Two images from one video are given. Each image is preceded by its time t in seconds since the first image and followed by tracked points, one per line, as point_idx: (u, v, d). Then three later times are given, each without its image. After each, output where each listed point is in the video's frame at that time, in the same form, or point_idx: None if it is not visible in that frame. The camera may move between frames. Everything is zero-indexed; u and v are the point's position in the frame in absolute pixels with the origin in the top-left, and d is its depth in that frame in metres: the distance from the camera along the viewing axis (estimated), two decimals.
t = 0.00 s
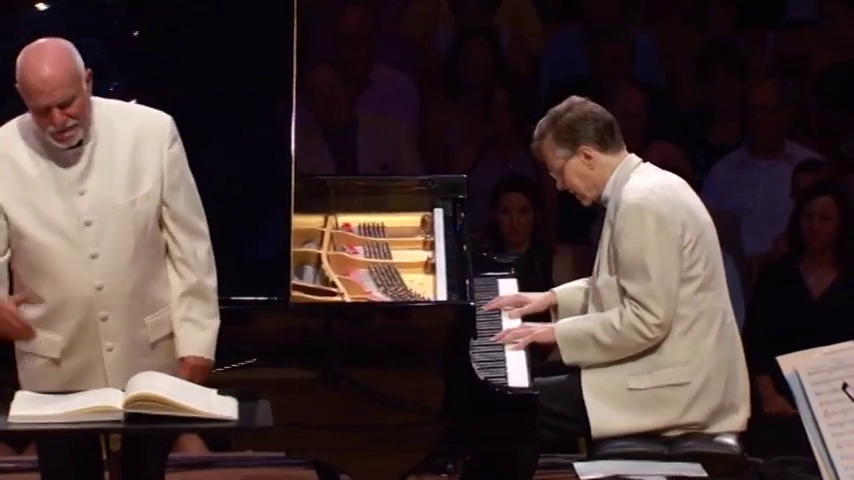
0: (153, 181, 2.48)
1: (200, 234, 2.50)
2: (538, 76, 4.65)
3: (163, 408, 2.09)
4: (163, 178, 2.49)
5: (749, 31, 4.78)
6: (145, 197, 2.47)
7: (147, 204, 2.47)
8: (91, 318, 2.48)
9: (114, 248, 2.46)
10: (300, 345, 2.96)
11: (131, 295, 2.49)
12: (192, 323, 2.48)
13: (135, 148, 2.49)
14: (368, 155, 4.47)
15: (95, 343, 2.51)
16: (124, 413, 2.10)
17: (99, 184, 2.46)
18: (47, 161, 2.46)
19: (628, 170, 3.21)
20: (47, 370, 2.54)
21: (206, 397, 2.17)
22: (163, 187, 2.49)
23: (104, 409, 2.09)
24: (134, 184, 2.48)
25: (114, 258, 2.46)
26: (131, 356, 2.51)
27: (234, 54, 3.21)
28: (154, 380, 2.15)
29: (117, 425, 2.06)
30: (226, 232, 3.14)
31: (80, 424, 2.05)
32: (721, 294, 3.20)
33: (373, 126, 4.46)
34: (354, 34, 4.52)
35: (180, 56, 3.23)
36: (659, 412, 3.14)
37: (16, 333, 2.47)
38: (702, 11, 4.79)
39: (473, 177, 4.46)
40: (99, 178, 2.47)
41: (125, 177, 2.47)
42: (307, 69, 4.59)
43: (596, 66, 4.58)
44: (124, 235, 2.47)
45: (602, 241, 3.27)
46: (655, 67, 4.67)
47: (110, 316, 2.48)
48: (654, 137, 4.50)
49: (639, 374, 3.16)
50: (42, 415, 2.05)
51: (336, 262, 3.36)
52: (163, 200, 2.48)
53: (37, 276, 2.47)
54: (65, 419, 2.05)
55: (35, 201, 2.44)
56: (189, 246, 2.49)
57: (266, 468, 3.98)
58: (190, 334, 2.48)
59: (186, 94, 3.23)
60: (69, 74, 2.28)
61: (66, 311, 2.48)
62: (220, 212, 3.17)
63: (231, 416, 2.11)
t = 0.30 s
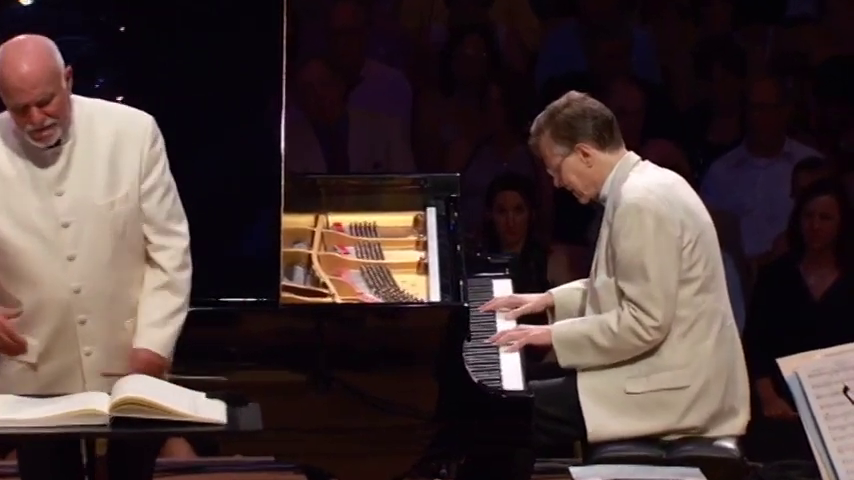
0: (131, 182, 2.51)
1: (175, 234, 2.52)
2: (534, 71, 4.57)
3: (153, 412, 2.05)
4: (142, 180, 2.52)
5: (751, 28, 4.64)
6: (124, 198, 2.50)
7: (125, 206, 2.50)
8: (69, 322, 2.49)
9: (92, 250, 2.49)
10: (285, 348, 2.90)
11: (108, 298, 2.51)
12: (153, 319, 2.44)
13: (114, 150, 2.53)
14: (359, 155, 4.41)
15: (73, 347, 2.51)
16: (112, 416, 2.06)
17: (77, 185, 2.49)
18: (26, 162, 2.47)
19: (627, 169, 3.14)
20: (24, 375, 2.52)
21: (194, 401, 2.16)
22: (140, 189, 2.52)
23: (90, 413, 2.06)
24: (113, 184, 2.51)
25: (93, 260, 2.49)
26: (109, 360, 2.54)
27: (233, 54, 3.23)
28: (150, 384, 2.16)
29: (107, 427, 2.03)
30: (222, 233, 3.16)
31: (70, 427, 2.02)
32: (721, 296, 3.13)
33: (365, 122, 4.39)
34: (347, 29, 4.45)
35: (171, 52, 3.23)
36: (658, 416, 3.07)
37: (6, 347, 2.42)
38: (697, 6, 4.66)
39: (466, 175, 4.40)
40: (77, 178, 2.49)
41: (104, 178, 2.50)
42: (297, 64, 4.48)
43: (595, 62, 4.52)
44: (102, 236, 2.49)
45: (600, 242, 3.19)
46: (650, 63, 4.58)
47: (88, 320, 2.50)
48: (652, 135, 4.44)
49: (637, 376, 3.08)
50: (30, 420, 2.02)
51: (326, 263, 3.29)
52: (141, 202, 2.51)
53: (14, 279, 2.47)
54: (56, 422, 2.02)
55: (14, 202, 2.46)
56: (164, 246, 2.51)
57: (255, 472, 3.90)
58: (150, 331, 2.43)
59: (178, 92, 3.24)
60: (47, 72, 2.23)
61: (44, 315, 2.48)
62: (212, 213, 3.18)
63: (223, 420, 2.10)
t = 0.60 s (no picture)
0: (102, 186, 2.65)
1: (139, 235, 2.60)
2: (531, 68, 4.51)
3: (142, 416, 2.03)
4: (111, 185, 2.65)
5: (752, 24, 4.57)
6: (95, 200, 2.64)
7: (96, 209, 2.64)
8: (38, 324, 2.68)
9: (61, 252, 2.64)
10: (274, 350, 2.88)
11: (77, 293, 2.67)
12: (104, 309, 2.47)
13: (86, 153, 2.65)
14: (354, 150, 4.35)
15: (42, 347, 2.70)
16: (100, 420, 2.04)
17: (49, 188, 2.63)
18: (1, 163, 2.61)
19: (626, 166, 3.08)
20: None
21: (184, 405, 2.13)
22: (109, 193, 2.65)
23: (80, 418, 2.03)
24: (84, 186, 2.64)
25: (62, 262, 2.65)
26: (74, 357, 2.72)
27: (233, 54, 3.16)
28: (134, 389, 2.10)
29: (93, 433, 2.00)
30: (210, 229, 3.11)
31: (59, 432, 2.00)
32: (721, 296, 3.06)
33: (357, 120, 4.33)
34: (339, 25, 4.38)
35: (169, 51, 3.17)
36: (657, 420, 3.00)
37: None
38: (696, 4, 4.56)
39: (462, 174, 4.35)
40: (50, 177, 2.63)
41: (75, 182, 2.63)
42: (287, 61, 4.43)
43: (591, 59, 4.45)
44: (72, 238, 2.65)
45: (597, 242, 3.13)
46: (649, 61, 4.53)
47: (56, 324, 2.68)
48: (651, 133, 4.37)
49: (635, 379, 3.02)
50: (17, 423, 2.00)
51: (320, 263, 3.23)
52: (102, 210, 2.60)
53: None
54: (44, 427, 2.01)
55: None
56: (124, 245, 2.59)
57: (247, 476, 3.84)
58: (96, 321, 2.45)
59: (176, 92, 3.17)
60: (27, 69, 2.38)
61: (13, 315, 2.67)
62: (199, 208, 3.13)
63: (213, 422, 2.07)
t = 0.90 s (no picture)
0: (81, 189, 2.59)
1: (112, 239, 2.53)
2: (529, 64, 4.44)
3: (133, 419, 1.96)
4: (90, 187, 2.59)
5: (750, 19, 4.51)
6: (72, 204, 2.59)
7: (73, 213, 2.59)
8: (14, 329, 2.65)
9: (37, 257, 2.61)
10: (265, 351, 2.80)
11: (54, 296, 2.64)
12: (66, 308, 2.42)
13: (69, 155, 2.60)
14: (347, 148, 4.31)
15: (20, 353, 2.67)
16: (87, 424, 1.96)
17: (29, 191, 2.60)
18: None
19: (626, 164, 3.01)
20: None
21: (174, 408, 2.05)
22: (89, 197, 2.59)
23: (66, 420, 1.95)
24: (64, 189, 2.60)
25: (38, 268, 2.61)
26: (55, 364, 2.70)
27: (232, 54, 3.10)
28: (121, 390, 2.04)
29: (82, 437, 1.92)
30: (208, 229, 3.04)
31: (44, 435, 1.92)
32: (722, 299, 2.99)
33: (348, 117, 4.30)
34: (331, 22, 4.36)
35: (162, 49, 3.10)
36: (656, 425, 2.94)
37: None
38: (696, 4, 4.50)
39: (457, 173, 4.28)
40: (31, 179, 2.60)
41: (55, 184, 2.59)
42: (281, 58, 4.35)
43: (589, 55, 4.39)
44: (49, 243, 2.61)
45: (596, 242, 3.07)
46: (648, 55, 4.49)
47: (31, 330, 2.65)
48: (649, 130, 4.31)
49: (635, 383, 2.95)
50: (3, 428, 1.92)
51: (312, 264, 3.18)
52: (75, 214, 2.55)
53: None
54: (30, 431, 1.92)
55: None
56: (95, 248, 2.52)
57: None
58: (55, 318, 2.40)
59: (178, 91, 3.10)
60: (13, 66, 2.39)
61: None
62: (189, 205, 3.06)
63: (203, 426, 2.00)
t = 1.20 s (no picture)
0: (65, 195, 2.53)
1: (92, 249, 2.43)
2: (525, 60, 4.38)
3: (123, 423, 1.90)
4: (75, 193, 2.53)
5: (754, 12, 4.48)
6: (55, 209, 2.53)
7: (55, 218, 2.53)
8: None
9: (17, 261, 2.56)
10: (259, 352, 2.72)
11: (34, 301, 2.59)
12: (40, 322, 2.32)
13: (58, 159, 2.55)
14: (340, 146, 4.25)
15: None
16: (76, 427, 1.90)
17: (15, 193, 2.56)
18: None
19: (626, 163, 2.95)
20: None
21: (164, 411, 2.00)
22: (73, 204, 2.53)
23: (56, 424, 1.89)
24: (50, 194, 2.54)
25: (17, 272, 2.56)
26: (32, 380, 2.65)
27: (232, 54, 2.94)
28: (111, 392, 2.01)
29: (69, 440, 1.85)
30: (206, 229, 2.90)
31: (32, 439, 1.86)
32: (724, 300, 2.93)
33: (342, 116, 4.23)
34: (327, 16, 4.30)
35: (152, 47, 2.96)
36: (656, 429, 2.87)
37: None
38: None
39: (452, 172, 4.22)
40: (18, 182, 2.56)
41: (40, 188, 2.54)
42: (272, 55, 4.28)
43: (588, 50, 4.33)
44: (30, 247, 2.55)
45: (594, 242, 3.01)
46: (647, 50, 4.43)
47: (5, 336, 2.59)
48: (649, 126, 4.24)
49: (635, 386, 2.89)
50: None
51: (305, 264, 3.13)
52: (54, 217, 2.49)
53: None
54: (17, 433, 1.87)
55: None
56: (74, 258, 2.42)
57: None
58: (27, 333, 2.30)
59: (178, 91, 2.95)
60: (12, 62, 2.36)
61: None
62: (183, 204, 2.92)
63: (194, 431, 1.95)
